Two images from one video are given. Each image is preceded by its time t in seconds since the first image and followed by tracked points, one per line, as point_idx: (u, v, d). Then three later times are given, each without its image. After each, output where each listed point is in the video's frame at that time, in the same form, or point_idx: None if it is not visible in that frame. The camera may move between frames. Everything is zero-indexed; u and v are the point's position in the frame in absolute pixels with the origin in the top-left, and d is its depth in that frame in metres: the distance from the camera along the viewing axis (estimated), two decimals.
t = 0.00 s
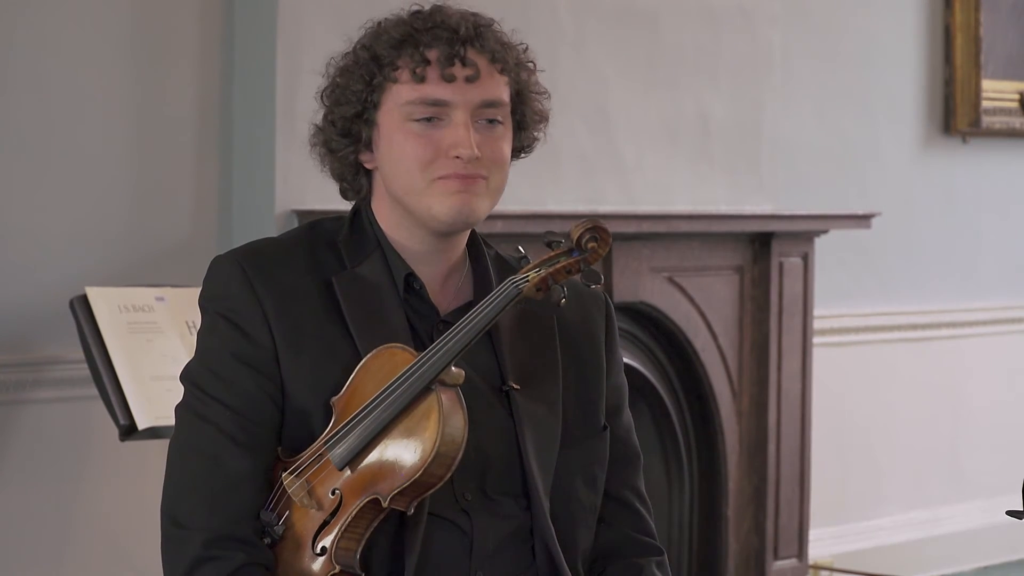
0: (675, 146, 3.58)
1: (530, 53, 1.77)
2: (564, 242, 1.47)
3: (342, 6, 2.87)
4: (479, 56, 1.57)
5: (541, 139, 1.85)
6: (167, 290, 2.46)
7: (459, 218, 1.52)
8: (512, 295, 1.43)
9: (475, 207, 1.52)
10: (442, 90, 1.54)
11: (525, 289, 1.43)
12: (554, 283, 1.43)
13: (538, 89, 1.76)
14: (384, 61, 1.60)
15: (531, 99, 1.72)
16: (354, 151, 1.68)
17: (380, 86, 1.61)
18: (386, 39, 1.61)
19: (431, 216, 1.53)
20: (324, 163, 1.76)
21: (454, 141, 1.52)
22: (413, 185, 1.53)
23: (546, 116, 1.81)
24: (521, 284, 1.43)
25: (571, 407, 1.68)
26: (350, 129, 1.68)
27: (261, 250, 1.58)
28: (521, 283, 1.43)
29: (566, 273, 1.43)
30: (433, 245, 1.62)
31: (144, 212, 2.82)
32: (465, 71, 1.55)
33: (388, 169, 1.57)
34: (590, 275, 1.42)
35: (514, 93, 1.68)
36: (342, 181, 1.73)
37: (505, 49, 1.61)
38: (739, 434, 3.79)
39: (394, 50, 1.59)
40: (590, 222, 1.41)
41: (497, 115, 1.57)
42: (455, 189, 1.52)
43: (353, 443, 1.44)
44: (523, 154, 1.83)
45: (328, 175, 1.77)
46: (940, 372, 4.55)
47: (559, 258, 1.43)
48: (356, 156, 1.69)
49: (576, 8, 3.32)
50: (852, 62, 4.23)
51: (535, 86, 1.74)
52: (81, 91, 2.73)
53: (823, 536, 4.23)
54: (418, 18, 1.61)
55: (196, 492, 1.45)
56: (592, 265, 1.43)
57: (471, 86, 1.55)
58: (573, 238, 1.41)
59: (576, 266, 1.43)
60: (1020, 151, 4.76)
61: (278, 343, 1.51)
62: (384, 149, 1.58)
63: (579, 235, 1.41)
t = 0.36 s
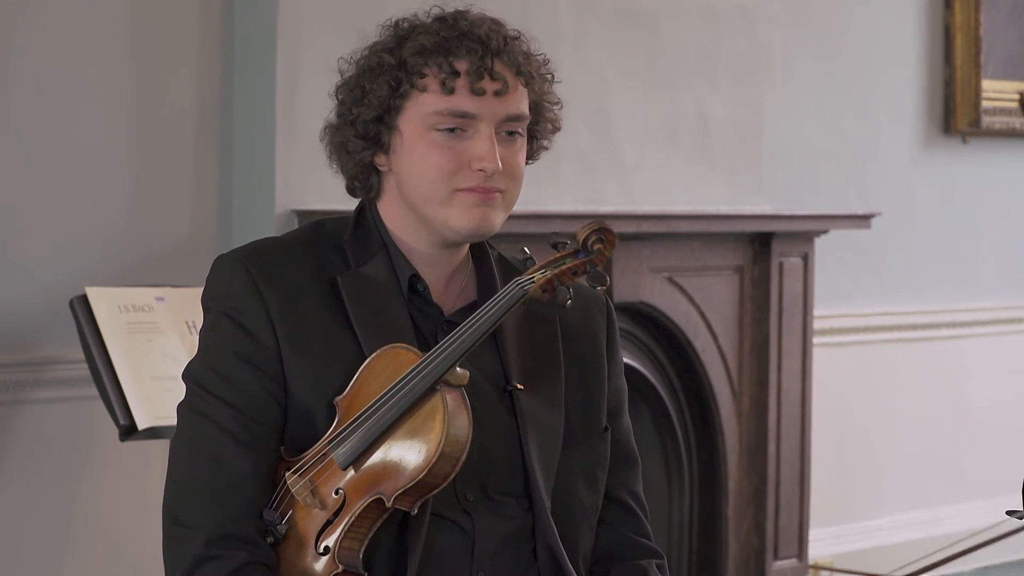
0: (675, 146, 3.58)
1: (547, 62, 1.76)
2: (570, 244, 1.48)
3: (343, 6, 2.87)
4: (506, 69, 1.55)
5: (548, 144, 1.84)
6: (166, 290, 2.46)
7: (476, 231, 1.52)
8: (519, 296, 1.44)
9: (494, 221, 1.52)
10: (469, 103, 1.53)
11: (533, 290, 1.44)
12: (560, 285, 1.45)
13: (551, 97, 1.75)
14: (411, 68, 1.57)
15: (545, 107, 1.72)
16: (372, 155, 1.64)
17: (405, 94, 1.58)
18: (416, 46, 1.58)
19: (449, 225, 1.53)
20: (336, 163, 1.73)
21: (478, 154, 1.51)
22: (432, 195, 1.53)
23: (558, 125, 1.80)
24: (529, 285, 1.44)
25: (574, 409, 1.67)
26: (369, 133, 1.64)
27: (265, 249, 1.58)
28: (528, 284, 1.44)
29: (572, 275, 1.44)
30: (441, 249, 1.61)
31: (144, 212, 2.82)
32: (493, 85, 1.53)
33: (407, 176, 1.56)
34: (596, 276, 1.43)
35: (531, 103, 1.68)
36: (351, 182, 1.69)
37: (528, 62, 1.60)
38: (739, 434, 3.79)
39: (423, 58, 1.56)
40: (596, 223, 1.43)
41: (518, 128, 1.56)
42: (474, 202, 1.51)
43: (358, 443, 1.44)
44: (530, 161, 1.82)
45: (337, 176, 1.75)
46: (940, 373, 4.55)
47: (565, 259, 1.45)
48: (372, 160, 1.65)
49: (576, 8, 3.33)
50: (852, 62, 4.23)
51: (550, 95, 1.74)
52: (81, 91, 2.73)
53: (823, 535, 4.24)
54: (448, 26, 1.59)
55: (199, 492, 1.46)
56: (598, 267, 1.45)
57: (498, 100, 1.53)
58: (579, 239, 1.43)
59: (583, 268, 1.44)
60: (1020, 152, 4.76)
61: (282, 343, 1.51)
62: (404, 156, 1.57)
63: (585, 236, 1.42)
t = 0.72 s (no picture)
0: (675, 145, 3.58)
1: (550, 65, 1.75)
2: (573, 246, 1.48)
3: (343, 6, 2.87)
4: (510, 73, 1.55)
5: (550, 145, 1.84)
6: (167, 289, 2.46)
7: (479, 236, 1.52)
8: (521, 298, 1.45)
9: (496, 226, 1.52)
10: (473, 107, 1.53)
11: (533, 292, 1.44)
12: (562, 287, 1.45)
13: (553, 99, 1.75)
14: (415, 72, 1.57)
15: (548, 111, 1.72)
16: (374, 156, 1.64)
17: (409, 97, 1.58)
18: (419, 50, 1.58)
19: (452, 230, 1.52)
20: (337, 163, 1.73)
21: (481, 159, 1.51)
22: (436, 200, 1.53)
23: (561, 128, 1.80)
24: (530, 287, 1.44)
25: (575, 410, 1.67)
26: (371, 134, 1.63)
27: (266, 249, 1.58)
28: (530, 285, 1.44)
29: (574, 277, 1.44)
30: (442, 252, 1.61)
31: (144, 212, 2.82)
32: (497, 89, 1.53)
33: (410, 181, 1.56)
34: (599, 279, 1.44)
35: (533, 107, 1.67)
36: (353, 184, 1.69)
37: (532, 66, 1.60)
38: (739, 433, 3.79)
39: (427, 62, 1.56)
40: (599, 226, 1.43)
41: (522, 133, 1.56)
42: (477, 206, 1.51)
43: (359, 443, 1.44)
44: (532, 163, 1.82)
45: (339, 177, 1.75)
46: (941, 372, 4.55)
47: (567, 261, 1.45)
48: (375, 162, 1.65)
49: (576, 8, 3.32)
50: (852, 62, 4.22)
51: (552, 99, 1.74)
52: (82, 91, 2.73)
53: (823, 535, 4.24)
54: (452, 30, 1.59)
55: (200, 492, 1.45)
56: (599, 269, 1.45)
57: (502, 105, 1.53)
58: (583, 241, 1.43)
59: (585, 270, 1.44)
60: (1021, 152, 4.76)
61: (283, 343, 1.51)
62: (407, 160, 1.57)
63: (588, 239, 1.42)
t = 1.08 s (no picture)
0: (675, 145, 3.58)
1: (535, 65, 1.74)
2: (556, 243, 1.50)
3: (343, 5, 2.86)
4: (482, 81, 1.53)
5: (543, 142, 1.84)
6: (167, 288, 2.46)
7: (455, 246, 1.52)
8: (506, 296, 1.46)
9: (471, 236, 1.52)
10: (443, 118, 1.51)
11: (518, 290, 1.46)
12: (547, 283, 1.47)
13: (540, 100, 1.74)
14: (387, 82, 1.56)
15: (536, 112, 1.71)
16: (354, 164, 1.66)
17: (383, 107, 1.57)
18: (391, 59, 1.57)
19: (428, 241, 1.53)
20: (327, 165, 1.73)
21: (453, 170, 1.50)
22: (410, 212, 1.53)
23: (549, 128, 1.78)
24: (514, 285, 1.46)
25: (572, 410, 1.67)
26: (350, 144, 1.65)
27: (259, 253, 1.58)
28: (514, 284, 1.46)
29: (559, 273, 1.47)
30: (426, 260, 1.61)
31: (144, 212, 2.81)
32: (467, 99, 1.52)
33: (386, 192, 1.56)
34: (582, 275, 1.48)
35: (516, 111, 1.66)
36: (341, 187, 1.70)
37: (508, 69, 1.57)
38: (740, 432, 3.79)
39: (398, 72, 1.55)
40: (582, 222, 1.45)
41: (497, 140, 1.54)
42: (451, 217, 1.51)
43: (350, 445, 1.44)
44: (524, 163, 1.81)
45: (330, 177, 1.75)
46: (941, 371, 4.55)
47: (551, 258, 1.47)
48: (356, 170, 1.67)
49: (575, 8, 3.32)
50: (852, 61, 4.22)
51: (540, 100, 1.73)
52: (81, 91, 2.73)
53: (823, 534, 4.24)
54: (425, 37, 1.57)
55: (193, 496, 1.45)
56: (583, 265, 1.47)
57: (473, 115, 1.52)
58: (566, 238, 1.45)
59: (569, 266, 1.47)
60: (1021, 151, 4.76)
61: (276, 348, 1.51)
62: (382, 171, 1.57)
63: (571, 236, 1.44)
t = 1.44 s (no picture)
0: (675, 145, 3.58)
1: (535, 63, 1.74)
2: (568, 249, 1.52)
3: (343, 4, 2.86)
4: (489, 79, 1.54)
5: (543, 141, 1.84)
6: (167, 288, 2.46)
7: (465, 243, 1.52)
8: (518, 301, 1.45)
9: (480, 233, 1.52)
10: (451, 116, 1.51)
11: (531, 295, 1.45)
12: (559, 289, 1.47)
13: (541, 97, 1.74)
14: (394, 81, 1.56)
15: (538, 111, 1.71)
16: (359, 163, 1.65)
17: (389, 105, 1.57)
18: (398, 58, 1.56)
19: (438, 239, 1.52)
20: (328, 162, 1.73)
21: (462, 167, 1.50)
22: (420, 209, 1.52)
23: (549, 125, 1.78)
24: (527, 291, 1.45)
25: (570, 409, 1.68)
26: (355, 142, 1.64)
27: (261, 253, 1.58)
28: (526, 289, 1.45)
29: (572, 279, 1.47)
30: (431, 257, 1.61)
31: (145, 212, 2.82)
32: (475, 96, 1.52)
33: (395, 191, 1.56)
34: (595, 281, 1.49)
35: (520, 106, 1.66)
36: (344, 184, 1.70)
37: (513, 67, 1.58)
38: (740, 432, 3.79)
39: (405, 71, 1.55)
40: (596, 229, 1.48)
41: (504, 137, 1.54)
42: (461, 214, 1.51)
43: (358, 447, 1.44)
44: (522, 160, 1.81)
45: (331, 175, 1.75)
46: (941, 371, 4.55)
47: (564, 264, 1.48)
48: (359, 168, 1.66)
49: (575, 7, 3.32)
50: (852, 61, 4.22)
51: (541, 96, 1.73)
52: (82, 91, 2.73)
53: (823, 534, 4.24)
54: (431, 36, 1.57)
55: (198, 493, 1.45)
56: (596, 272, 1.49)
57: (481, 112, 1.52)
58: (579, 244, 1.48)
59: (582, 272, 1.48)
60: (1021, 151, 4.76)
61: (278, 347, 1.51)
62: (391, 169, 1.57)
63: (586, 241, 1.48)
